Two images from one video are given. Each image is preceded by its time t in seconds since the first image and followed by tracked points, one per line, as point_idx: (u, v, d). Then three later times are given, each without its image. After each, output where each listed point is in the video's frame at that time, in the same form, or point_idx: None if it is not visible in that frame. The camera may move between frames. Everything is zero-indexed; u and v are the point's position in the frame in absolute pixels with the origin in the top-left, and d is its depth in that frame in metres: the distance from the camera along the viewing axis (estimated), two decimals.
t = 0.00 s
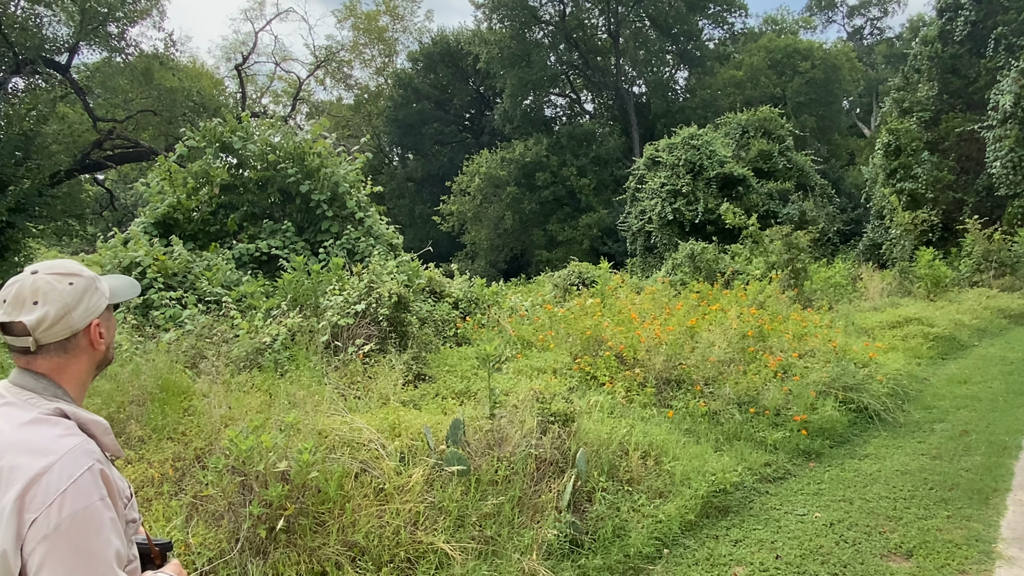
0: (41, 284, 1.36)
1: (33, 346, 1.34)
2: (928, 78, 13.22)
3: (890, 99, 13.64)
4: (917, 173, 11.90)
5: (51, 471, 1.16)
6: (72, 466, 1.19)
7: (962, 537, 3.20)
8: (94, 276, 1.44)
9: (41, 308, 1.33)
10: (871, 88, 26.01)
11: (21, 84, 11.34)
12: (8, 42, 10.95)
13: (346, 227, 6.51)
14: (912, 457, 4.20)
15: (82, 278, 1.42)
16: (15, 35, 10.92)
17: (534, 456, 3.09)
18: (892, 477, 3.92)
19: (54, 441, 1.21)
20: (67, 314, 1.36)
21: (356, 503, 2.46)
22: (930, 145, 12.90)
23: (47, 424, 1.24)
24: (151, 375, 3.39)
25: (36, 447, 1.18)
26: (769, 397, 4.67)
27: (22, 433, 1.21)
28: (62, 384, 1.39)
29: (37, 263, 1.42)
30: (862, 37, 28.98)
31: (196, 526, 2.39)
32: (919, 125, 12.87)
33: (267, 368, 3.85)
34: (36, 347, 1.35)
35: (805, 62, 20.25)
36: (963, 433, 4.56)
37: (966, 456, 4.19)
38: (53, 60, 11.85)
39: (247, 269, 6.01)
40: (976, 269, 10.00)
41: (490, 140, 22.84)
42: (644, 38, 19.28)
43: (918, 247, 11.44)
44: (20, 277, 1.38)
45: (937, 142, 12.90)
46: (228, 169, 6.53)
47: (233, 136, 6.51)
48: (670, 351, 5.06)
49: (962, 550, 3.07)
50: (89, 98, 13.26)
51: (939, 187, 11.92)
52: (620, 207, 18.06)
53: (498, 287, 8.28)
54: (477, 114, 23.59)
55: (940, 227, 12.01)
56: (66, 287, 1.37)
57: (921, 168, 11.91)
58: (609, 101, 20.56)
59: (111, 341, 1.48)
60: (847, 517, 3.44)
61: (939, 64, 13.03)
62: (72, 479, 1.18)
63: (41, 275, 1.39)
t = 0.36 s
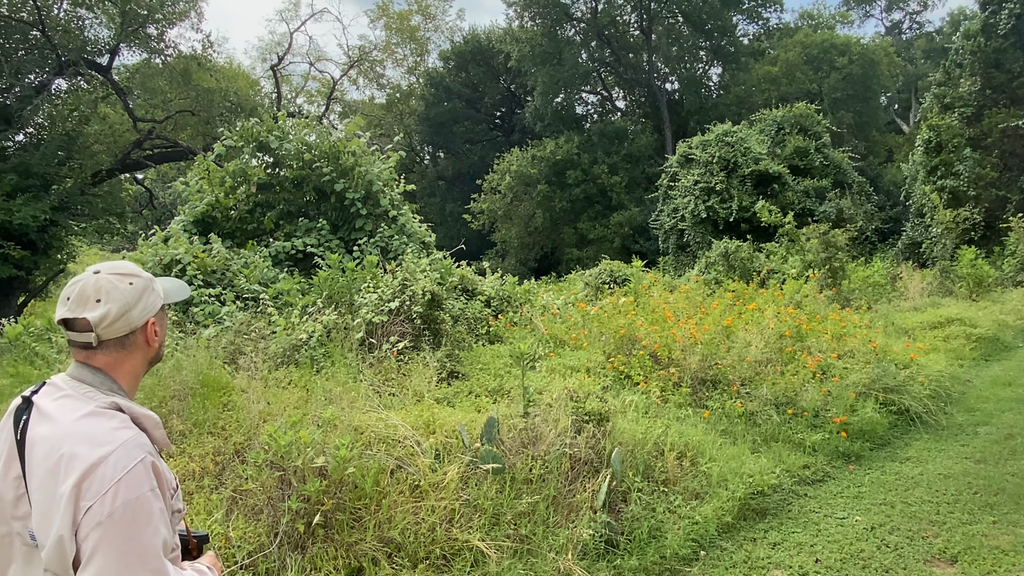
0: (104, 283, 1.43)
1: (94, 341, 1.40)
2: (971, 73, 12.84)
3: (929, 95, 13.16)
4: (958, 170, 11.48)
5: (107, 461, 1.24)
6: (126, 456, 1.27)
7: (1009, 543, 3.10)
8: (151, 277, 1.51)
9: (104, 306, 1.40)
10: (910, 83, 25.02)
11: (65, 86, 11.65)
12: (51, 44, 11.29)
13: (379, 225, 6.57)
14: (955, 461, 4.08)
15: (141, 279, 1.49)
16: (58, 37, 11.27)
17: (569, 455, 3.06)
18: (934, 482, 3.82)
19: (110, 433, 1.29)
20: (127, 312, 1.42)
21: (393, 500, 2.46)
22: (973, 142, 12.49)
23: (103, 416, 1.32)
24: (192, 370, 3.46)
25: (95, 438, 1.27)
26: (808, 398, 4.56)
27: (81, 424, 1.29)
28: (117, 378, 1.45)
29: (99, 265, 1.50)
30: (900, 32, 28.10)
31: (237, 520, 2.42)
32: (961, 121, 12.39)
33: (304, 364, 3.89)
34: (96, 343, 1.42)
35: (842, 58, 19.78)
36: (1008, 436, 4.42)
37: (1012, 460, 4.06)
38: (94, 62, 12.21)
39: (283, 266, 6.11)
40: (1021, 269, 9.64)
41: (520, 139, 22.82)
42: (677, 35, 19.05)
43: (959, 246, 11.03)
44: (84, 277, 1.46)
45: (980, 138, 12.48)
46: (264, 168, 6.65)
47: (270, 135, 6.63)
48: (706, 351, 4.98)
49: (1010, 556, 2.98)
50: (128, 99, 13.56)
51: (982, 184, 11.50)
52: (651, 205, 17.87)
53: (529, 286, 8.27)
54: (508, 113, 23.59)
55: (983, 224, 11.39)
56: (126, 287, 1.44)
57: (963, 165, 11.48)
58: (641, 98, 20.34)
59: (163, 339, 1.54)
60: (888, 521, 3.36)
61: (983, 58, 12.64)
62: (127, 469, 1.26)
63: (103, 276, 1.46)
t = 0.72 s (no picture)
0: (144, 276, 1.45)
1: (133, 332, 1.42)
2: (1006, 69, 12.47)
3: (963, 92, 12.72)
4: (992, 168, 11.11)
5: (152, 446, 1.27)
6: (168, 443, 1.30)
7: None
8: (189, 272, 1.53)
9: (144, 299, 1.41)
10: (941, 81, 24.14)
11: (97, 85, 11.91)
12: (84, 43, 11.53)
13: (403, 223, 6.60)
14: (989, 467, 3.97)
15: (179, 273, 1.51)
16: (90, 36, 11.51)
17: (591, 455, 3.03)
18: (966, 488, 3.73)
19: (152, 421, 1.32)
20: (165, 305, 1.44)
21: (414, 497, 2.45)
22: (1008, 140, 12.15)
23: (144, 403, 1.34)
24: (216, 365, 3.48)
25: (137, 425, 1.29)
26: (836, 399, 4.46)
27: (123, 411, 1.31)
28: (154, 368, 1.47)
29: (138, 257, 1.52)
30: (932, 28, 27.41)
31: (259, 515, 2.42)
32: (995, 119, 11.85)
33: (327, 360, 3.90)
34: (135, 334, 1.44)
35: (872, 55, 19.38)
36: None
37: None
38: (125, 60, 12.44)
39: (307, 263, 6.15)
40: None
41: (544, 137, 22.75)
42: (703, 31, 18.83)
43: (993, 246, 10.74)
44: (124, 269, 1.47)
45: (1014, 137, 12.14)
46: (289, 165, 6.71)
47: (295, 133, 6.70)
48: (731, 351, 4.89)
49: None
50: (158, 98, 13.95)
51: (1016, 183, 11.08)
52: (676, 204, 17.70)
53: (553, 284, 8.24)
54: (532, 111, 23.53)
55: (1017, 224, 11.03)
56: (165, 280, 1.46)
57: (996, 163, 11.09)
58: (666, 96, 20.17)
59: (199, 332, 1.56)
60: (919, 527, 3.28)
61: (1019, 54, 12.27)
62: (168, 455, 1.30)
63: (143, 269, 1.48)
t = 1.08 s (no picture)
0: (194, 281, 1.53)
1: (184, 336, 1.50)
2: None
3: (995, 92, 12.32)
4: None
5: (205, 450, 1.33)
6: (218, 448, 1.35)
7: None
8: (235, 278, 1.61)
9: (195, 303, 1.50)
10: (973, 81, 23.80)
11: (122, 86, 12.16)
12: (110, 45, 11.78)
13: (419, 224, 6.61)
14: (1016, 479, 3.86)
15: (226, 279, 1.59)
16: (116, 38, 11.71)
17: (602, 460, 3.00)
18: (990, 500, 3.62)
19: (202, 425, 1.37)
20: (215, 310, 1.53)
21: (420, 501, 2.43)
22: None
23: (195, 408, 1.40)
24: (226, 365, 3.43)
25: (190, 429, 1.34)
26: (856, 407, 4.36)
27: (175, 414, 1.37)
28: (202, 372, 1.54)
29: (187, 264, 1.60)
30: (964, 28, 26.79)
31: (265, 516, 2.41)
32: None
33: (339, 361, 3.91)
34: (184, 338, 1.51)
35: (900, 55, 19.01)
36: None
37: None
38: (150, 62, 12.65)
39: (323, 263, 6.17)
40: None
41: (566, 138, 22.69)
42: (727, 32, 18.67)
43: None
44: (175, 274, 1.56)
45: None
46: (308, 165, 6.77)
47: (313, 134, 6.75)
48: (749, 356, 4.79)
49: None
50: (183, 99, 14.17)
51: None
52: (698, 206, 17.52)
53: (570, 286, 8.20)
54: (554, 112, 23.49)
55: None
56: (214, 286, 1.55)
57: None
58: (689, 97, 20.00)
59: (243, 337, 1.64)
60: (941, 540, 3.18)
61: None
62: (218, 459, 1.35)
63: (193, 274, 1.56)
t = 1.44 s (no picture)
0: (242, 275, 1.55)
1: (229, 328, 1.51)
2: None
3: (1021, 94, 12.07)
4: None
5: (251, 447, 1.33)
6: (264, 444, 1.36)
7: None
8: (282, 274, 1.63)
9: (241, 295, 1.51)
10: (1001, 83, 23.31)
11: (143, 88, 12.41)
12: (131, 48, 11.98)
13: (429, 226, 6.61)
14: None
15: (273, 274, 1.61)
16: (137, 41, 11.97)
17: (603, 467, 2.98)
18: (1003, 513, 3.54)
19: (249, 421, 1.38)
20: (261, 303, 1.54)
21: (414, 507, 2.43)
22: None
23: (241, 404, 1.41)
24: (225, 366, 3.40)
25: (236, 425, 1.35)
26: (868, 415, 4.26)
27: (222, 411, 1.38)
28: (246, 367, 1.55)
29: (236, 260, 1.62)
30: (992, 29, 26.24)
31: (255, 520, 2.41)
32: None
33: (343, 364, 3.93)
34: (230, 330, 1.53)
35: (925, 57, 18.67)
36: None
37: None
38: (169, 64, 12.83)
39: (333, 265, 6.19)
40: None
41: (584, 141, 22.62)
42: (749, 34, 18.47)
43: None
44: (224, 268, 1.58)
45: None
46: (320, 168, 6.81)
47: (325, 136, 6.79)
48: (758, 362, 4.70)
49: None
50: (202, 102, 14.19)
51: None
52: (717, 209, 17.36)
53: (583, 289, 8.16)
54: (573, 115, 23.42)
55: None
56: (261, 280, 1.56)
57: None
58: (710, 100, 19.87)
59: (287, 333, 1.64)
60: (950, 553, 3.11)
61: None
62: (264, 455, 1.36)
63: (241, 268, 1.58)
